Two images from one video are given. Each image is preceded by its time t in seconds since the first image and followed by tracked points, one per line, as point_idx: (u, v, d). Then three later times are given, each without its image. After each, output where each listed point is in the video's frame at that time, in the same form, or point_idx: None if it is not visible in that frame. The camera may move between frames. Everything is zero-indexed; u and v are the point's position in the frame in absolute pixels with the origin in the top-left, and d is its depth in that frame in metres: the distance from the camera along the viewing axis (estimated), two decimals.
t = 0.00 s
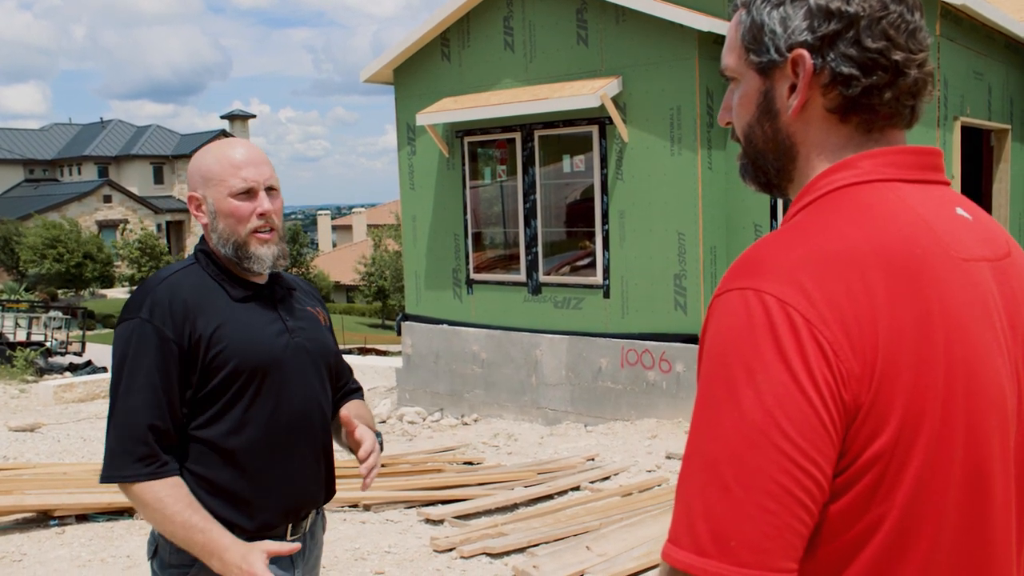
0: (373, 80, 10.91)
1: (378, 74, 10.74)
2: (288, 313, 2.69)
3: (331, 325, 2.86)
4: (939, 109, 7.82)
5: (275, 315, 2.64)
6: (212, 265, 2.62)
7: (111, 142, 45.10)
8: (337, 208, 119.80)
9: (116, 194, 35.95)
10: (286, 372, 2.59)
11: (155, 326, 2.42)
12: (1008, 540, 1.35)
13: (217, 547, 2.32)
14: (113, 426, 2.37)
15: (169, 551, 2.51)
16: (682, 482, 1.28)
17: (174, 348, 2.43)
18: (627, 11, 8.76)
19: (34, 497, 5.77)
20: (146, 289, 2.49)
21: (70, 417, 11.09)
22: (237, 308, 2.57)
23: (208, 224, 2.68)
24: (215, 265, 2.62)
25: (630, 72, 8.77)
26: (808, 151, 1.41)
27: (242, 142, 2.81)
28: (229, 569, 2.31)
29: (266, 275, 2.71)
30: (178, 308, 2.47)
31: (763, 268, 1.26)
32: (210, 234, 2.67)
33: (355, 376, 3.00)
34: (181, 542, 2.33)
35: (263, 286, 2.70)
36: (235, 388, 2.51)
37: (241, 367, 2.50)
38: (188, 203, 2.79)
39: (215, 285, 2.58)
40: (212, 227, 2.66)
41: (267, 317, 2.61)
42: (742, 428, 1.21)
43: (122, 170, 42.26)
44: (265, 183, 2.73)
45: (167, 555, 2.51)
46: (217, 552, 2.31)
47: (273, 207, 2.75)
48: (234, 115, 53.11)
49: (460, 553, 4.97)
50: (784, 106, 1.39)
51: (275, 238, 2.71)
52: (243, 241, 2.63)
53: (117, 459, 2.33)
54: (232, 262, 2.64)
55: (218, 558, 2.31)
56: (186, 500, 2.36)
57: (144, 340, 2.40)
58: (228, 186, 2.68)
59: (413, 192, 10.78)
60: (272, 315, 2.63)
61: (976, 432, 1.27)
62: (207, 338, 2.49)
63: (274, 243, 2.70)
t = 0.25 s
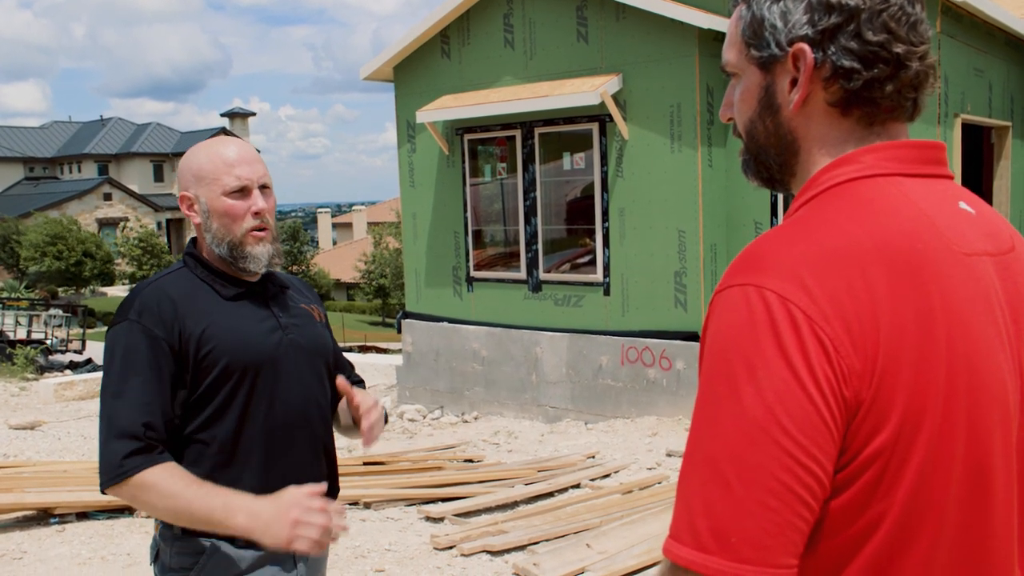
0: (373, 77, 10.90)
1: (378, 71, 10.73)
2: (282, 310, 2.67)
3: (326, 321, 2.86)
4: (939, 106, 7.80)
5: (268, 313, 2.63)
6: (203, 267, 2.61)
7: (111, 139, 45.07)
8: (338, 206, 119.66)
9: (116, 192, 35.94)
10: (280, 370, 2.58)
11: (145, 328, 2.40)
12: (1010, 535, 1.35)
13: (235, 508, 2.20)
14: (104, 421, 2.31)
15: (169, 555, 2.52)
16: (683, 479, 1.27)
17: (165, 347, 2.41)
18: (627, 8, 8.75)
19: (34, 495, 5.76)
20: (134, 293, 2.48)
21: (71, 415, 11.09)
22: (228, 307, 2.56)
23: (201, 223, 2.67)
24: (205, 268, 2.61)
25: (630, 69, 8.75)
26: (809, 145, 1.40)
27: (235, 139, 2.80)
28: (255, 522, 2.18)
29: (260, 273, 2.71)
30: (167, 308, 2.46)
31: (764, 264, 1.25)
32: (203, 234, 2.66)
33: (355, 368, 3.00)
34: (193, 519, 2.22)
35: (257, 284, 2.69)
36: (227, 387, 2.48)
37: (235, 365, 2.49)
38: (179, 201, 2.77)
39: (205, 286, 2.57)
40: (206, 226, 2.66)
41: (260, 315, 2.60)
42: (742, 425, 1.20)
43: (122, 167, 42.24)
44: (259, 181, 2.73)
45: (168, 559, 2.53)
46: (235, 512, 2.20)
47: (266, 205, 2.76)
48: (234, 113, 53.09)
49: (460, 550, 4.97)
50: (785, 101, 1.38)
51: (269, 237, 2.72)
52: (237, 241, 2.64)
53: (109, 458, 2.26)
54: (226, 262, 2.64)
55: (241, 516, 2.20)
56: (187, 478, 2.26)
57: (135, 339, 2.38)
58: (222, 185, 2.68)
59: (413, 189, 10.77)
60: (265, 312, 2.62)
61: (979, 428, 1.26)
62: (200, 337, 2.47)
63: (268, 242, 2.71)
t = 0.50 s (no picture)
0: (374, 76, 10.89)
1: (379, 70, 10.73)
2: (277, 304, 2.69)
3: (323, 315, 2.87)
4: (941, 105, 7.79)
5: (264, 307, 2.64)
6: (195, 270, 2.59)
7: (113, 138, 45.10)
8: (339, 205, 119.76)
9: (118, 191, 35.97)
10: (279, 362, 2.59)
11: (143, 324, 2.38)
12: (1010, 536, 1.34)
13: (268, 418, 2.12)
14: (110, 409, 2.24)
15: (174, 559, 2.50)
16: (681, 480, 1.27)
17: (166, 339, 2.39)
18: (628, 6, 8.74)
19: (36, 493, 5.77)
20: (129, 294, 2.46)
21: (72, 413, 11.10)
22: (225, 303, 2.57)
23: (193, 223, 2.67)
24: (197, 270, 2.59)
25: (631, 68, 8.75)
26: (809, 145, 1.39)
27: (226, 138, 2.80)
28: (285, 421, 2.12)
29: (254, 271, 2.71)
30: (162, 305, 2.44)
31: (763, 265, 1.25)
32: (195, 233, 2.66)
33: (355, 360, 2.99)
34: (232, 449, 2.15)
35: (248, 280, 2.68)
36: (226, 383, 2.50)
37: (234, 360, 2.50)
38: (170, 201, 2.77)
39: (199, 286, 2.56)
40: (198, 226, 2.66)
41: (256, 310, 2.61)
42: (741, 427, 1.19)
43: (123, 166, 42.25)
44: (252, 180, 2.73)
45: (172, 563, 2.51)
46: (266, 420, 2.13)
47: (259, 203, 2.76)
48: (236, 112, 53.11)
49: (460, 549, 4.96)
50: (785, 101, 1.38)
51: (262, 235, 2.72)
52: (230, 240, 2.64)
53: (123, 444, 2.20)
54: (219, 261, 2.64)
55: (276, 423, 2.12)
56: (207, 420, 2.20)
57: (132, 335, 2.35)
58: (215, 184, 2.67)
59: (414, 188, 10.77)
60: (262, 307, 2.63)
61: (978, 429, 1.26)
62: (198, 333, 2.46)
63: (261, 240, 2.71)
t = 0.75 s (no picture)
0: (373, 74, 10.88)
1: (379, 68, 10.72)
2: (276, 304, 2.68)
3: (327, 317, 2.86)
4: (941, 103, 7.78)
5: (263, 308, 2.63)
6: (195, 269, 2.59)
7: (112, 137, 45.06)
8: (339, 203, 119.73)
9: (118, 190, 35.95)
10: (278, 365, 2.56)
11: (141, 330, 2.37)
12: (1010, 536, 1.33)
13: (283, 478, 2.21)
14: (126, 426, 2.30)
15: (170, 556, 2.50)
16: (680, 482, 1.26)
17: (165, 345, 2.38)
18: (628, 5, 8.73)
19: (35, 492, 5.76)
20: (126, 295, 2.45)
21: (72, 412, 11.09)
22: (222, 305, 2.55)
23: (190, 225, 2.66)
24: (196, 270, 2.59)
25: (631, 66, 8.73)
26: (806, 145, 1.38)
27: (216, 137, 2.78)
28: (307, 484, 2.21)
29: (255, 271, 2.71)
30: (159, 308, 2.43)
31: (762, 265, 1.24)
32: (193, 236, 2.66)
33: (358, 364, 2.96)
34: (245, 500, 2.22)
35: (251, 280, 2.68)
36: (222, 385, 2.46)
37: (230, 362, 2.48)
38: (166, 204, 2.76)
39: (196, 286, 2.55)
40: (195, 228, 2.65)
41: (254, 311, 2.60)
42: (741, 427, 1.19)
43: (123, 165, 42.22)
44: (246, 178, 2.72)
45: (169, 560, 2.51)
46: (284, 483, 2.21)
47: (254, 202, 2.76)
48: (235, 110, 53.08)
49: (460, 548, 4.96)
50: (783, 100, 1.37)
51: (260, 233, 2.72)
52: (228, 240, 2.64)
53: (138, 461, 2.25)
54: (220, 263, 2.64)
55: (291, 485, 2.21)
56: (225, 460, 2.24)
57: (130, 337, 2.36)
58: (209, 185, 2.66)
59: (414, 187, 10.76)
60: (259, 308, 2.62)
61: (977, 429, 1.25)
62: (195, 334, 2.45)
63: (260, 238, 2.71)
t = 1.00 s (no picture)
0: (373, 73, 10.87)
1: (378, 67, 10.71)
2: (277, 305, 2.66)
3: (329, 317, 2.84)
4: (940, 102, 7.78)
5: (264, 309, 2.62)
6: (197, 267, 2.60)
7: (111, 136, 45.01)
8: (337, 202, 119.75)
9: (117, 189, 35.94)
10: (278, 367, 2.55)
11: (136, 333, 2.39)
12: (1006, 533, 1.33)
13: (255, 481, 2.31)
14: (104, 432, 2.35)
15: (171, 554, 2.51)
16: (678, 478, 1.26)
17: (160, 349, 2.40)
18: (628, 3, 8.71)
19: (35, 491, 5.76)
20: (125, 296, 2.47)
21: (71, 411, 11.08)
22: (223, 305, 2.54)
23: (196, 224, 2.65)
24: (198, 267, 2.59)
25: (631, 65, 8.73)
26: (809, 140, 1.39)
27: (225, 136, 2.79)
28: (276, 490, 2.31)
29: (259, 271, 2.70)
30: (158, 310, 2.45)
31: (759, 261, 1.24)
32: (199, 234, 2.65)
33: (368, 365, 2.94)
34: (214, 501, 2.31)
35: (252, 280, 2.66)
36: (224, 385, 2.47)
37: (229, 363, 2.47)
38: (172, 202, 2.75)
39: (198, 284, 2.56)
40: (202, 227, 2.65)
41: (255, 312, 2.59)
42: (738, 422, 1.19)
43: (122, 164, 42.18)
44: (255, 178, 2.73)
45: (170, 557, 2.51)
46: (255, 485, 2.31)
47: (262, 202, 2.76)
48: (234, 109, 53.04)
49: (460, 547, 4.95)
50: (789, 95, 1.37)
51: (268, 234, 2.73)
52: (236, 240, 2.64)
53: (113, 470, 2.30)
54: (226, 262, 2.63)
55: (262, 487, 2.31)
56: (196, 465, 2.32)
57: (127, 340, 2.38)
58: (219, 185, 2.66)
59: (414, 186, 10.75)
60: (261, 308, 2.61)
61: (973, 427, 1.25)
62: (194, 334, 2.46)
63: (267, 239, 2.72)
